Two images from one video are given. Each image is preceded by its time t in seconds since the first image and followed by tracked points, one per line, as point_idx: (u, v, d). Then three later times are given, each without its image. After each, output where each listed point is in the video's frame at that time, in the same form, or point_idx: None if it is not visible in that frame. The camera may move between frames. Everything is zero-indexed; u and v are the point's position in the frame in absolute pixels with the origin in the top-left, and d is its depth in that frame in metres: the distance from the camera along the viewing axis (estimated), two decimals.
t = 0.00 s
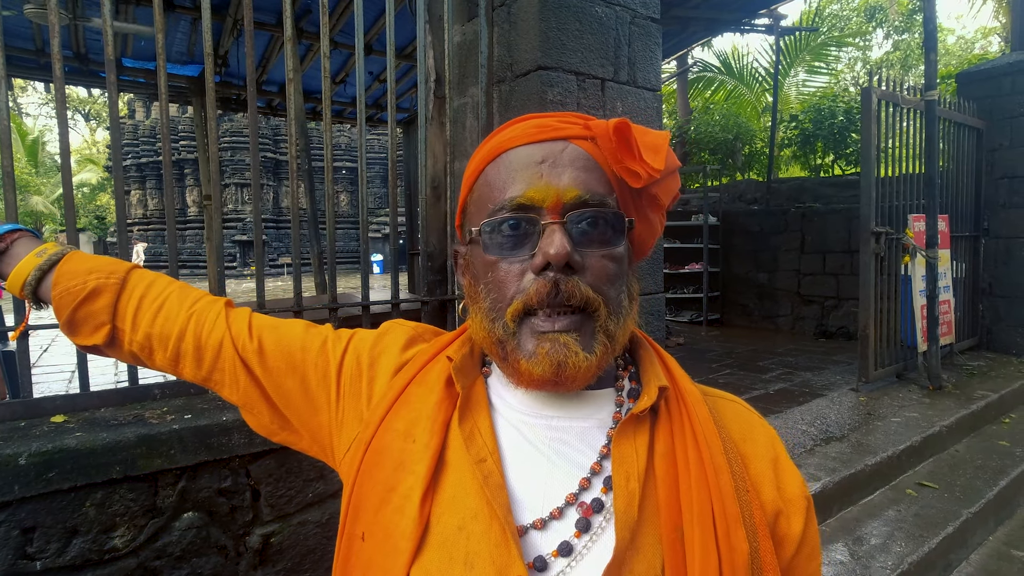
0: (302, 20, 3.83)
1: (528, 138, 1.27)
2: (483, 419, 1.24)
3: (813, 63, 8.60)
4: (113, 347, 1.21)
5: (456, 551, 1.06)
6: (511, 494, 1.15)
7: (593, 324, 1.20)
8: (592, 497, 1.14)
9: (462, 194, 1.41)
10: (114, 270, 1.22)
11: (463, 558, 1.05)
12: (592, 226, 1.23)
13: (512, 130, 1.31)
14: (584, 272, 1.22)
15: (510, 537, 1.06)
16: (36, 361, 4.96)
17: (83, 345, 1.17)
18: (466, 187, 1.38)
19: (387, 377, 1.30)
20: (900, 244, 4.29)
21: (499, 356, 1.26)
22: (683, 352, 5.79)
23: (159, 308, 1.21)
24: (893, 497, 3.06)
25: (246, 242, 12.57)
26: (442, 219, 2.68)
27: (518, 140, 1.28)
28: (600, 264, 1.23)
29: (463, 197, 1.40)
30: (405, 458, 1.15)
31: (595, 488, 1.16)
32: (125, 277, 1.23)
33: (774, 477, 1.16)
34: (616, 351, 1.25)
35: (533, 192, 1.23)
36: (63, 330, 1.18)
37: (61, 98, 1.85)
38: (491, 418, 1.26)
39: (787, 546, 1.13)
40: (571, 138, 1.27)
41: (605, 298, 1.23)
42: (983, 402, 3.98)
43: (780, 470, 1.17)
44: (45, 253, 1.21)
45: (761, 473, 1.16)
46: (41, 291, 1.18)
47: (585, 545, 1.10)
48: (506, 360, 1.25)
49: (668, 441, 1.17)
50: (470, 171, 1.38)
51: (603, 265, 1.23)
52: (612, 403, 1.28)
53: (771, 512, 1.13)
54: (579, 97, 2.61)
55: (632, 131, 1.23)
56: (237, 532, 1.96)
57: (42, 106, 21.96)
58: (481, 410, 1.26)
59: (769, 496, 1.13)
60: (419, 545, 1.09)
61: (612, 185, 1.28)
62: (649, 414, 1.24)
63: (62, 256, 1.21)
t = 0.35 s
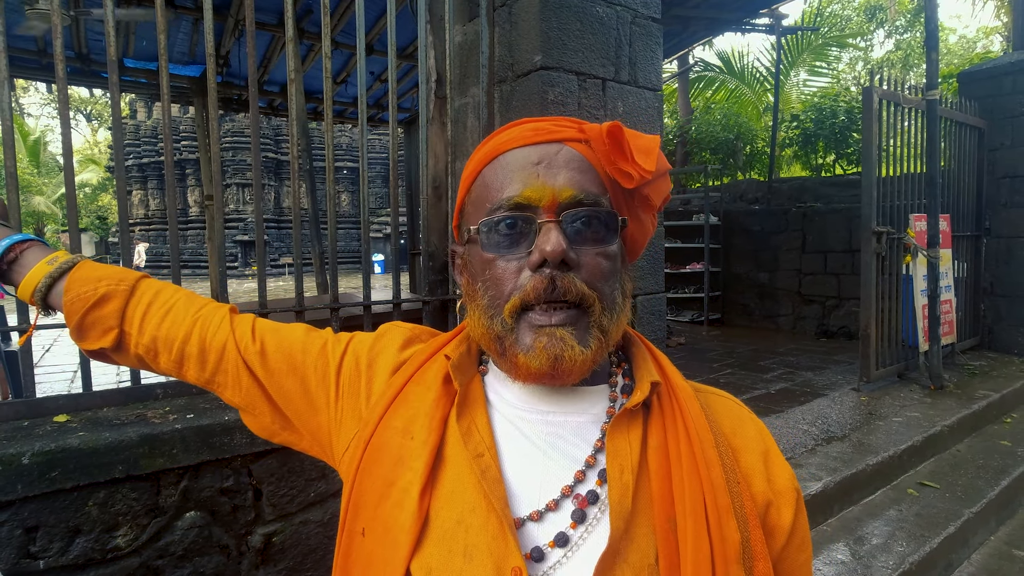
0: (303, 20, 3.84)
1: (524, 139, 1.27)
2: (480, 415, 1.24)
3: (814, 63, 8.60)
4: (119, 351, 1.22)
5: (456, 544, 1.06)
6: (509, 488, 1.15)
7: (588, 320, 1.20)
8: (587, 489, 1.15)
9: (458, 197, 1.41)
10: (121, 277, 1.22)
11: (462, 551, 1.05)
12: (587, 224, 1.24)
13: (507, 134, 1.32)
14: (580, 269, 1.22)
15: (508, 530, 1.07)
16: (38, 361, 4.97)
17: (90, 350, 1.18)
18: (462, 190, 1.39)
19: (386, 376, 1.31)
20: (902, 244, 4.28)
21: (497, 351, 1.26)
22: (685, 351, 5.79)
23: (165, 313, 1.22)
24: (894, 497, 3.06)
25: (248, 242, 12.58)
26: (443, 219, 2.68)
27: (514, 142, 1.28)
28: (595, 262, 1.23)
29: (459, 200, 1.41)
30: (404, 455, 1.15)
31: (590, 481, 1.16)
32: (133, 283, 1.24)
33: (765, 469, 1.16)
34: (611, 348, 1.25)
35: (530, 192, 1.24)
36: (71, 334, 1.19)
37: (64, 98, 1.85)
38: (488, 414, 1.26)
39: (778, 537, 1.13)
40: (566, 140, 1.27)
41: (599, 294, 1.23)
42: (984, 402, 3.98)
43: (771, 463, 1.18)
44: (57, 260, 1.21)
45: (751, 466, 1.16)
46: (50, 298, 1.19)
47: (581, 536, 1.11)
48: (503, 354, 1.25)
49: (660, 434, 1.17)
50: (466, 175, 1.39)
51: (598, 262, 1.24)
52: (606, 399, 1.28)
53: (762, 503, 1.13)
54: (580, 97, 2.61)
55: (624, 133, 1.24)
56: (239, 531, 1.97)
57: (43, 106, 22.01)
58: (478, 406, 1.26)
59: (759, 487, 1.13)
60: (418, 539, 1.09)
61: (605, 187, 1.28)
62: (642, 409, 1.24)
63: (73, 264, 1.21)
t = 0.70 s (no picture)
0: (305, 21, 3.85)
1: (520, 142, 1.28)
2: (478, 412, 1.24)
3: (816, 63, 8.59)
4: (125, 352, 1.22)
5: (455, 539, 1.06)
6: (505, 483, 1.16)
7: (583, 316, 1.20)
8: (582, 484, 1.15)
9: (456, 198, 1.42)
10: (127, 279, 1.23)
11: (461, 546, 1.06)
12: (582, 224, 1.24)
13: (503, 136, 1.32)
14: (575, 266, 1.22)
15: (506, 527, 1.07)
16: (41, 361, 4.99)
17: (95, 351, 1.18)
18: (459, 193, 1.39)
19: (386, 376, 1.31)
20: (903, 244, 4.28)
21: (495, 346, 1.26)
22: (686, 351, 5.79)
23: (170, 315, 1.23)
24: (896, 497, 3.05)
25: (250, 242, 12.62)
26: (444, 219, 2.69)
27: (511, 144, 1.29)
28: (589, 260, 1.23)
29: (456, 202, 1.41)
30: (404, 452, 1.16)
31: (585, 476, 1.16)
32: (138, 284, 1.25)
33: (756, 464, 1.18)
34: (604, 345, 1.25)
35: (526, 193, 1.24)
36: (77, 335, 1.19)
37: (66, 99, 1.86)
38: (486, 411, 1.26)
39: (769, 529, 1.15)
40: (561, 143, 1.28)
41: (595, 292, 1.23)
42: (986, 402, 3.97)
43: (762, 457, 1.19)
44: (61, 261, 1.22)
45: (743, 461, 1.17)
46: (55, 298, 1.19)
47: (577, 530, 1.11)
48: (501, 347, 1.25)
49: (654, 430, 1.18)
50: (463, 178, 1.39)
51: (593, 259, 1.24)
52: (600, 396, 1.29)
53: (753, 497, 1.15)
54: (581, 97, 2.61)
55: (618, 136, 1.25)
56: (240, 531, 1.97)
57: (46, 107, 22.08)
58: (475, 404, 1.26)
59: (751, 482, 1.15)
60: (418, 535, 1.10)
61: (599, 188, 1.28)
62: (636, 406, 1.25)
63: (77, 265, 1.21)
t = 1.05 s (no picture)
0: (306, 22, 3.86)
1: (516, 146, 1.28)
2: (476, 411, 1.24)
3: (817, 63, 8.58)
4: (125, 359, 1.23)
5: (455, 534, 1.07)
6: (504, 479, 1.16)
7: (579, 316, 1.20)
8: (580, 479, 1.15)
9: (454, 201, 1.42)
10: (126, 286, 1.23)
11: (461, 541, 1.06)
12: (578, 225, 1.24)
13: (499, 140, 1.33)
14: (571, 267, 1.22)
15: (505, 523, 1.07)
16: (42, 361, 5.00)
17: (95, 358, 1.19)
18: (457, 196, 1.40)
19: (386, 376, 1.31)
20: (904, 244, 4.27)
21: (493, 346, 1.26)
22: (687, 352, 5.78)
23: (169, 320, 1.23)
24: (897, 498, 3.05)
25: (251, 243, 12.65)
26: (444, 220, 2.70)
27: (508, 148, 1.29)
28: (585, 261, 1.24)
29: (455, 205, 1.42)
30: (404, 451, 1.16)
31: (583, 472, 1.17)
32: (138, 291, 1.25)
33: (750, 459, 1.19)
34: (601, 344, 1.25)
35: (522, 196, 1.25)
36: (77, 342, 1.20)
37: (68, 100, 1.87)
38: (485, 409, 1.26)
39: (763, 522, 1.15)
40: (557, 145, 1.28)
41: (591, 292, 1.23)
42: (988, 403, 3.96)
43: (755, 452, 1.20)
44: (59, 268, 1.22)
45: (737, 456, 1.18)
46: (54, 305, 1.20)
47: (575, 524, 1.11)
48: (500, 345, 1.25)
49: (650, 426, 1.18)
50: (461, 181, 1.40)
51: (589, 260, 1.24)
52: (596, 394, 1.29)
53: (747, 491, 1.15)
54: (581, 97, 2.61)
55: (613, 139, 1.25)
56: (241, 531, 1.98)
57: (48, 108, 22.15)
58: (475, 402, 1.26)
59: (745, 476, 1.16)
60: (419, 532, 1.10)
61: (595, 191, 1.29)
62: (632, 403, 1.25)
63: (76, 273, 1.22)
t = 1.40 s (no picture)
0: (308, 24, 3.87)
1: (515, 148, 1.28)
2: (476, 410, 1.24)
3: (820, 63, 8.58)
4: (126, 361, 1.23)
5: (455, 532, 1.07)
6: (504, 477, 1.16)
7: (578, 316, 1.20)
8: (579, 478, 1.15)
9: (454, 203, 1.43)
10: (127, 288, 1.23)
11: (462, 538, 1.06)
12: (577, 227, 1.24)
13: (499, 143, 1.33)
14: (570, 268, 1.22)
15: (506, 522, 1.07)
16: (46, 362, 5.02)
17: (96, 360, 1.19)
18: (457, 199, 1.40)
19: (386, 377, 1.31)
20: (907, 245, 4.26)
21: (493, 348, 1.26)
22: (689, 353, 5.78)
23: (171, 322, 1.24)
24: (900, 499, 3.04)
25: (254, 244, 12.69)
26: (446, 221, 2.70)
27: (507, 151, 1.29)
28: (584, 262, 1.24)
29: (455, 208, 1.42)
30: (405, 450, 1.16)
31: (582, 470, 1.17)
32: (138, 293, 1.25)
33: (748, 458, 1.19)
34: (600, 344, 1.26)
35: (522, 198, 1.25)
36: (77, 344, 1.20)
37: (71, 102, 1.87)
38: (485, 408, 1.26)
39: (762, 521, 1.15)
40: (554, 148, 1.28)
41: (589, 293, 1.23)
42: (991, 404, 3.95)
43: (754, 451, 1.20)
44: (60, 270, 1.22)
45: (735, 454, 1.18)
46: (54, 307, 1.20)
47: (574, 522, 1.11)
48: (500, 347, 1.25)
49: (649, 425, 1.19)
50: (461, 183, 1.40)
51: (588, 262, 1.24)
52: (595, 394, 1.29)
53: (745, 490, 1.15)
54: (584, 98, 2.62)
55: (611, 141, 1.25)
56: (244, 531, 1.98)
57: (52, 109, 22.25)
58: (474, 402, 1.26)
59: (742, 475, 1.16)
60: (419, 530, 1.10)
61: (593, 192, 1.29)
62: (631, 403, 1.25)
63: (76, 274, 1.22)
